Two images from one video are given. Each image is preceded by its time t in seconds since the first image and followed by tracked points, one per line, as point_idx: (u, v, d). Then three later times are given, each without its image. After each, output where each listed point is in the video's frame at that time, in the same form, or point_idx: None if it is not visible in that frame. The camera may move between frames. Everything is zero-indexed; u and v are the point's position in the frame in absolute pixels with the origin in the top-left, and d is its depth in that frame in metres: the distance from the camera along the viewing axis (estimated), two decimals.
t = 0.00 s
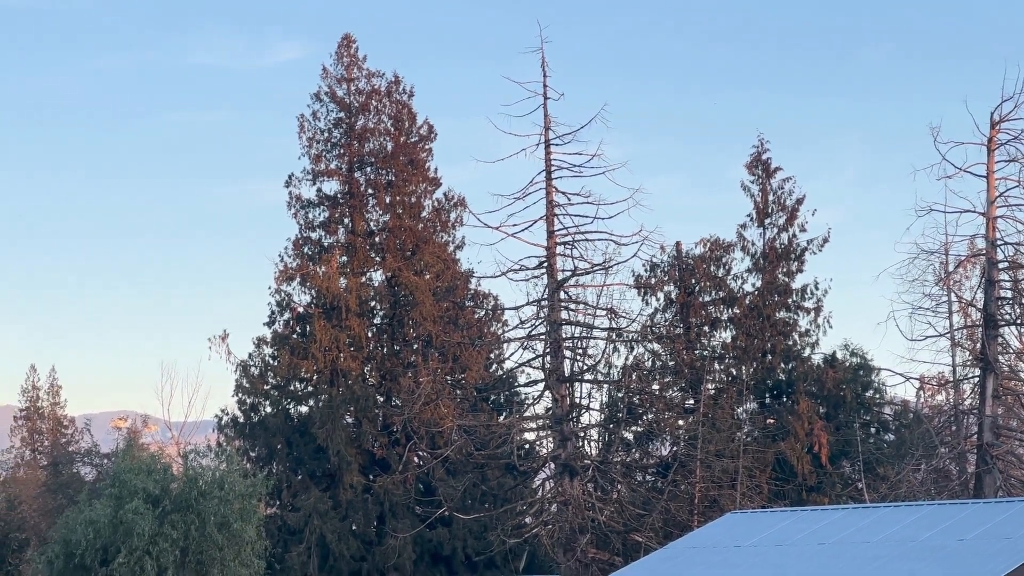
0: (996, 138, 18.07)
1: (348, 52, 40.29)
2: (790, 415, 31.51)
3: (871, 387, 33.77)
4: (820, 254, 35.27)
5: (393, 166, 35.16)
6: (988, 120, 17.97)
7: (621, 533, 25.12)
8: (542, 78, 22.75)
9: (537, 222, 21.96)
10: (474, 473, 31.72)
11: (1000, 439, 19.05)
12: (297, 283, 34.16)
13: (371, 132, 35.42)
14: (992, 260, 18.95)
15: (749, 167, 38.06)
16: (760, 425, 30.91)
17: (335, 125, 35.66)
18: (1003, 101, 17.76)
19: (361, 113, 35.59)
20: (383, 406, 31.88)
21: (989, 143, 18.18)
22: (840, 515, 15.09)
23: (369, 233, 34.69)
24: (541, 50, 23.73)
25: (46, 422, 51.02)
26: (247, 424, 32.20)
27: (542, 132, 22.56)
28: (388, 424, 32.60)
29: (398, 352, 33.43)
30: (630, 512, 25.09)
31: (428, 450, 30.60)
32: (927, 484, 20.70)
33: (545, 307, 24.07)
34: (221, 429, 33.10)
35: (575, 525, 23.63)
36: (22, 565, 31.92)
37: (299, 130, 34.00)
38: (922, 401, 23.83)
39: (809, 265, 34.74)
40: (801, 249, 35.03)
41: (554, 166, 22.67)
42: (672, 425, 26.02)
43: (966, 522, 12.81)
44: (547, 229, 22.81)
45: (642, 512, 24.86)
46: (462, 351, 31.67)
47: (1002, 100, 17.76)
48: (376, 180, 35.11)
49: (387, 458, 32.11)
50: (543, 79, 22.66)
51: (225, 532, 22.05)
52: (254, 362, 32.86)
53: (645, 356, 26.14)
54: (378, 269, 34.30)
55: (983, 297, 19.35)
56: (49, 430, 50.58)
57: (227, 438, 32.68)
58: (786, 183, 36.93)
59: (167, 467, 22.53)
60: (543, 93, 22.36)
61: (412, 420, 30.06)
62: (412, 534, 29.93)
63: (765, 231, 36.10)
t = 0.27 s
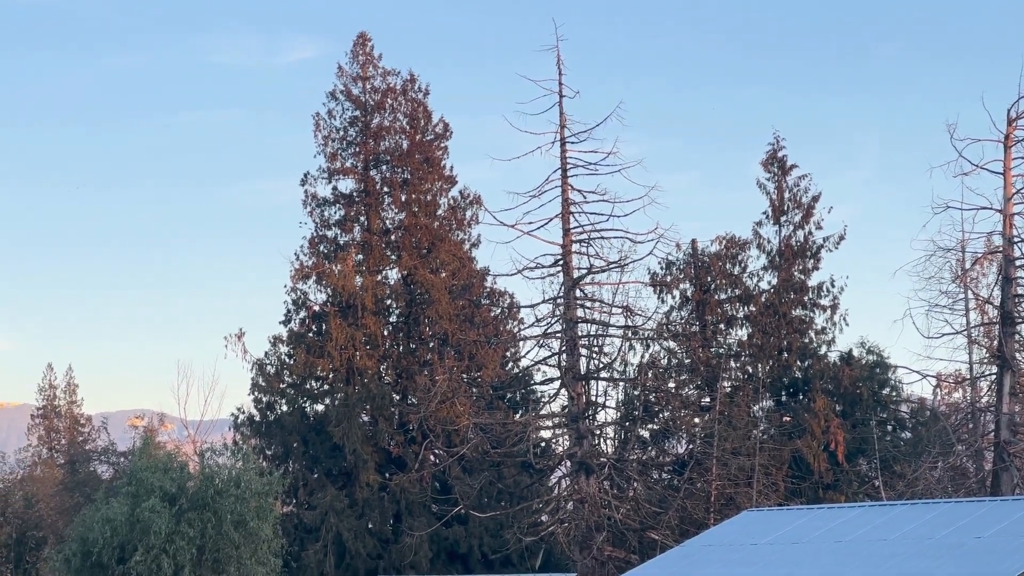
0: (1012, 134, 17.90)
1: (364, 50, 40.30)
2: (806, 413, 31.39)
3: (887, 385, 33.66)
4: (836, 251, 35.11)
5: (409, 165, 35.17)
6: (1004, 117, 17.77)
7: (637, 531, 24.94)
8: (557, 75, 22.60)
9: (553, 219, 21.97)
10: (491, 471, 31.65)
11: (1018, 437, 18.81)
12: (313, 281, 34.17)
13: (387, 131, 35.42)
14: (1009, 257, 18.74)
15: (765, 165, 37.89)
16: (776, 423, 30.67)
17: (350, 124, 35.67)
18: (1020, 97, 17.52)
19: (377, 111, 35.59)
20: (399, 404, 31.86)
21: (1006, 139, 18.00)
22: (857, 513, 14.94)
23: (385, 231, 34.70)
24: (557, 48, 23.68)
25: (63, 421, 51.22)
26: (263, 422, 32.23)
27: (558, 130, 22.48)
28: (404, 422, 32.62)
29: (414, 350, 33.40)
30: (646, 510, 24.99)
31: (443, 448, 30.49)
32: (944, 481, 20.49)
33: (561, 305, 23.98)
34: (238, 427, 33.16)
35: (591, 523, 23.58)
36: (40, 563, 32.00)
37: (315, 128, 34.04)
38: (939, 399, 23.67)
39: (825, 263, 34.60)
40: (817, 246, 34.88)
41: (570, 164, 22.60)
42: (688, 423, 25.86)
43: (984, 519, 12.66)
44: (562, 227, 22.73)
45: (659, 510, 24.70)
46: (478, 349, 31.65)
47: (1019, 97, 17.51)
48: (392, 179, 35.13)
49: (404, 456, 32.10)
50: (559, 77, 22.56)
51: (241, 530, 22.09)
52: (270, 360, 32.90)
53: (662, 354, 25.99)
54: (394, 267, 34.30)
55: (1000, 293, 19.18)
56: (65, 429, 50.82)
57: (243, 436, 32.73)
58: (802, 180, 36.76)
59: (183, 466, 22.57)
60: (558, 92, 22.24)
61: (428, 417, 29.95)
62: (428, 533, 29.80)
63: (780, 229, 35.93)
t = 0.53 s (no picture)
0: None
1: (377, 49, 40.30)
2: (820, 411, 31.17)
3: (902, 383, 33.25)
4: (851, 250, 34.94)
5: (422, 163, 35.12)
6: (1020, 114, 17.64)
7: (651, 529, 24.88)
8: (572, 73, 22.56)
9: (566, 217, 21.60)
10: (505, 469, 31.57)
11: None
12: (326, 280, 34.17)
13: (401, 129, 35.43)
14: None
15: (779, 163, 37.73)
16: (790, 421, 30.61)
17: (364, 122, 35.67)
18: None
19: (390, 110, 35.58)
20: (413, 403, 31.83)
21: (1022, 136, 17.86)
22: (871, 512, 14.83)
23: (399, 230, 34.69)
24: (571, 47, 22.99)
25: (78, 420, 51.44)
26: (277, 421, 32.28)
27: (572, 128, 22.37)
28: (419, 420, 32.65)
29: (428, 349, 33.37)
30: (660, 508, 24.95)
31: (458, 446, 30.58)
32: (960, 479, 20.34)
33: (574, 303, 23.91)
34: (252, 426, 33.25)
35: (605, 521, 23.51)
36: (55, 561, 32.11)
37: (329, 127, 34.06)
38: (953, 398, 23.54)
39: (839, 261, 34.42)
40: (831, 244, 34.72)
41: (583, 163, 22.52)
42: (702, 421, 25.74)
43: (999, 518, 12.55)
44: (576, 225, 22.64)
45: (673, 509, 24.63)
46: (492, 348, 31.61)
47: None
48: (405, 177, 35.08)
49: (418, 455, 32.07)
50: (573, 74, 22.48)
51: (256, 528, 22.13)
52: (284, 359, 32.93)
53: (675, 352, 25.88)
54: (408, 265, 34.30)
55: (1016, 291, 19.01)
56: (80, 428, 51.05)
57: (258, 435, 32.82)
58: (816, 178, 36.59)
59: (198, 464, 22.61)
60: (572, 89, 22.14)
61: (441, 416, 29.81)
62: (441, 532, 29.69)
63: (794, 227, 35.78)
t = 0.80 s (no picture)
0: None
1: (389, 49, 40.30)
2: (833, 410, 31.07)
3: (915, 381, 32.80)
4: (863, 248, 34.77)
5: (434, 162, 35.05)
6: None
7: (664, 528, 24.83)
8: (583, 72, 22.50)
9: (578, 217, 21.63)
10: (517, 469, 31.50)
11: None
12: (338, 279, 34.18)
13: (412, 128, 35.41)
14: None
15: (791, 162, 37.58)
16: (802, 421, 30.46)
17: (376, 122, 35.65)
18: None
19: (402, 109, 35.55)
20: (425, 402, 31.80)
21: None
22: (883, 511, 14.71)
23: (410, 229, 34.66)
24: (580, 42, 22.30)
25: (90, 420, 51.60)
26: (289, 420, 32.27)
27: (583, 127, 22.31)
28: (430, 420, 32.62)
29: (440, 348, 33.30)
30: (672, 508, 24.84)
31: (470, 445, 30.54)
32: (973, 479, 20.21)
33: (586, 302, 23.83)
34: (264, 425, 33.27)
35: (617, 520, 23.43)
36: (68, 561, 32.18)
37: (340, 127, 34.05)
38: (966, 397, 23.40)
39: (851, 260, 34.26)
40: (843, 243, 34.56)
41: (595, 161, 22.45)
42: (714, 421, 25.66)
43: (1012, 517, 12.41)
44: (587, 224, 22.59)
45: (685, 508, 24.55)
46: (504, 347, 31.54)
47: None
48: (417, 176, 35.04)
49: (430, 454, 32.06)
50: (584, 73, 22.42)
51: (267, 528, 22.14)
52: (296, 358, 32.95)
53: (687, 351, 25.79)
54: (419, 265, 34.27)
55: None
56: (92, 427, 51.24)
57: (269, 434, 32.82)
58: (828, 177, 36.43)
59: (210, 464, 22.62)
60: (583, 88, 22.09)
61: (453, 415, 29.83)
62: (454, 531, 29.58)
63: (806, 226, 35.62)
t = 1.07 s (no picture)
0: None
1: (398, 48, 40.29)
2: (842, 410, 30.87)
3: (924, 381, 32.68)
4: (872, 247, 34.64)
5: (443, 162, 34.99)
6: None
7: (673, 528, 24.78)
8: (592, 71, 22.46)
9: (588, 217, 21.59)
10: (526, 468, 31.45)
11: None
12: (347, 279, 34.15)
13: (421, 128, 35.39)
14: None
15: (800, 161, 37.45)
16: (811, 420, 30.33)
17: (385, 121, 35.63)
18: None
19: (411, 108, 35.52)
20: (435, 402, 31.77)
21: None
22: (893, 510, 14.62)
23: (420, 228, 34.63)
24: (591, 45, 22.65)
25: (99, 419, 51.72)
26: (298, 420, 32.27)
27: (593, 126, 22.23)
28: (440, 419, 32.57)
29: (449, 348, 33.27)
30: (682, 507, 24.75)
31: (479, 445, 30.49)
32: (983, 478, 20.10)
33: (595, 301, 23.77)
34: (274, 425, 33.30)
35: (626, 519, 23.33)
36: (78, 561, 32.23)
37: (349, 126, 34.04)
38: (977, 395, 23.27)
39: (861, 259, 34.13)
40: (852, 242, 34.43)
41: (604, 161, 22.37)
42: (723, 420, 25.56)
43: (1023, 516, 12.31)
44: (597, 224, 22.52)
45: (695, 507, 24.48)
46: (513, 346, 31.51)
47: None
48: (426, 176, 35.00)
49: (439, 454, 32.07)
50: (593, 73, 22.37)
51: (277, 528, 22.12)
52: (305, 358, 32.96)
53: (697, 350, 25.70)
54: (428, 264, 34.24)
55: None
56: (102, 427, 51.38)
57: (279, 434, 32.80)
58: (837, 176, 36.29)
59: (219, 463, 22.63)
60: (593, 88, 22.04)
61: (463, 414, 29.80)
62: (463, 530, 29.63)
63: (816, 225, 35.49)
